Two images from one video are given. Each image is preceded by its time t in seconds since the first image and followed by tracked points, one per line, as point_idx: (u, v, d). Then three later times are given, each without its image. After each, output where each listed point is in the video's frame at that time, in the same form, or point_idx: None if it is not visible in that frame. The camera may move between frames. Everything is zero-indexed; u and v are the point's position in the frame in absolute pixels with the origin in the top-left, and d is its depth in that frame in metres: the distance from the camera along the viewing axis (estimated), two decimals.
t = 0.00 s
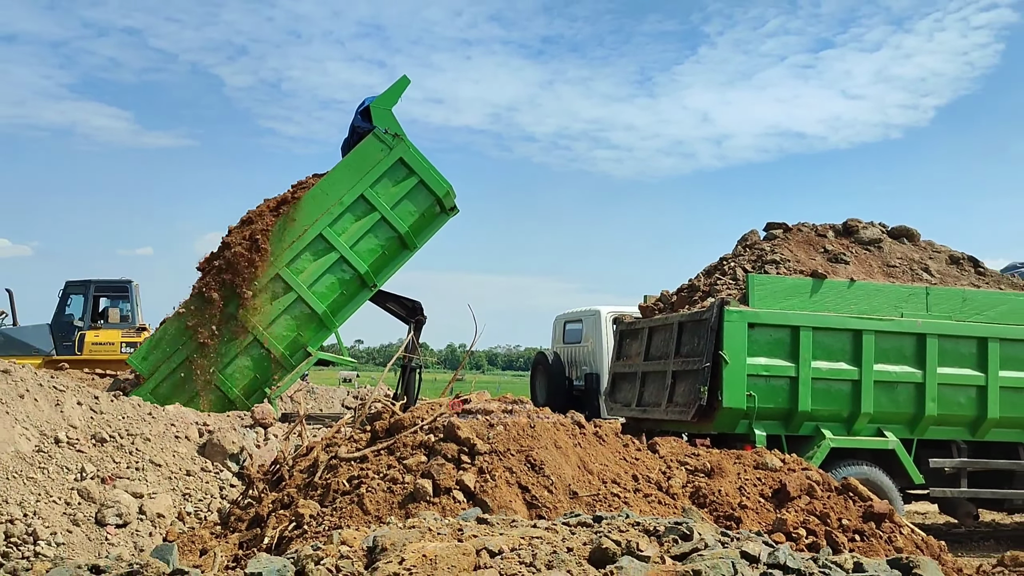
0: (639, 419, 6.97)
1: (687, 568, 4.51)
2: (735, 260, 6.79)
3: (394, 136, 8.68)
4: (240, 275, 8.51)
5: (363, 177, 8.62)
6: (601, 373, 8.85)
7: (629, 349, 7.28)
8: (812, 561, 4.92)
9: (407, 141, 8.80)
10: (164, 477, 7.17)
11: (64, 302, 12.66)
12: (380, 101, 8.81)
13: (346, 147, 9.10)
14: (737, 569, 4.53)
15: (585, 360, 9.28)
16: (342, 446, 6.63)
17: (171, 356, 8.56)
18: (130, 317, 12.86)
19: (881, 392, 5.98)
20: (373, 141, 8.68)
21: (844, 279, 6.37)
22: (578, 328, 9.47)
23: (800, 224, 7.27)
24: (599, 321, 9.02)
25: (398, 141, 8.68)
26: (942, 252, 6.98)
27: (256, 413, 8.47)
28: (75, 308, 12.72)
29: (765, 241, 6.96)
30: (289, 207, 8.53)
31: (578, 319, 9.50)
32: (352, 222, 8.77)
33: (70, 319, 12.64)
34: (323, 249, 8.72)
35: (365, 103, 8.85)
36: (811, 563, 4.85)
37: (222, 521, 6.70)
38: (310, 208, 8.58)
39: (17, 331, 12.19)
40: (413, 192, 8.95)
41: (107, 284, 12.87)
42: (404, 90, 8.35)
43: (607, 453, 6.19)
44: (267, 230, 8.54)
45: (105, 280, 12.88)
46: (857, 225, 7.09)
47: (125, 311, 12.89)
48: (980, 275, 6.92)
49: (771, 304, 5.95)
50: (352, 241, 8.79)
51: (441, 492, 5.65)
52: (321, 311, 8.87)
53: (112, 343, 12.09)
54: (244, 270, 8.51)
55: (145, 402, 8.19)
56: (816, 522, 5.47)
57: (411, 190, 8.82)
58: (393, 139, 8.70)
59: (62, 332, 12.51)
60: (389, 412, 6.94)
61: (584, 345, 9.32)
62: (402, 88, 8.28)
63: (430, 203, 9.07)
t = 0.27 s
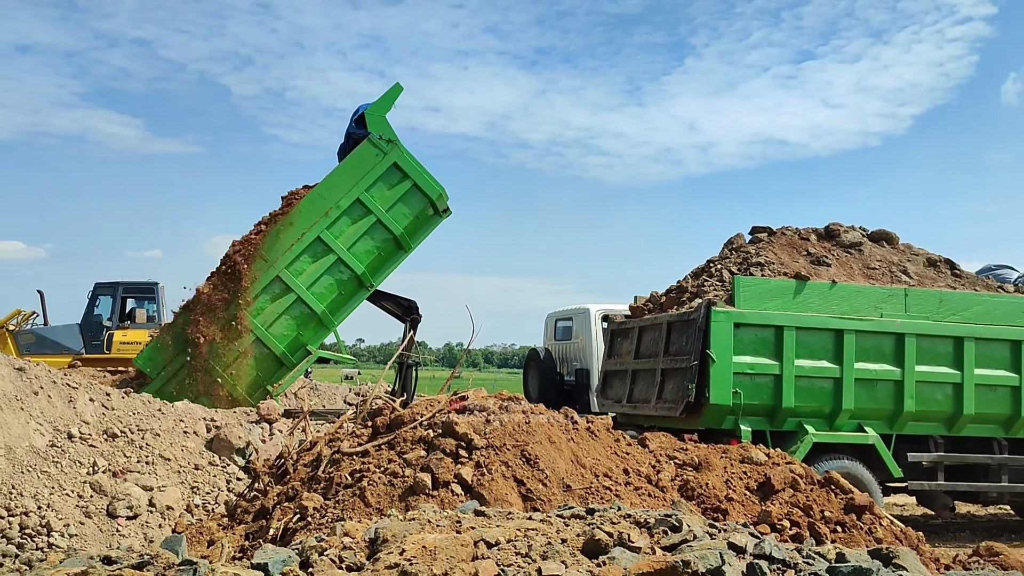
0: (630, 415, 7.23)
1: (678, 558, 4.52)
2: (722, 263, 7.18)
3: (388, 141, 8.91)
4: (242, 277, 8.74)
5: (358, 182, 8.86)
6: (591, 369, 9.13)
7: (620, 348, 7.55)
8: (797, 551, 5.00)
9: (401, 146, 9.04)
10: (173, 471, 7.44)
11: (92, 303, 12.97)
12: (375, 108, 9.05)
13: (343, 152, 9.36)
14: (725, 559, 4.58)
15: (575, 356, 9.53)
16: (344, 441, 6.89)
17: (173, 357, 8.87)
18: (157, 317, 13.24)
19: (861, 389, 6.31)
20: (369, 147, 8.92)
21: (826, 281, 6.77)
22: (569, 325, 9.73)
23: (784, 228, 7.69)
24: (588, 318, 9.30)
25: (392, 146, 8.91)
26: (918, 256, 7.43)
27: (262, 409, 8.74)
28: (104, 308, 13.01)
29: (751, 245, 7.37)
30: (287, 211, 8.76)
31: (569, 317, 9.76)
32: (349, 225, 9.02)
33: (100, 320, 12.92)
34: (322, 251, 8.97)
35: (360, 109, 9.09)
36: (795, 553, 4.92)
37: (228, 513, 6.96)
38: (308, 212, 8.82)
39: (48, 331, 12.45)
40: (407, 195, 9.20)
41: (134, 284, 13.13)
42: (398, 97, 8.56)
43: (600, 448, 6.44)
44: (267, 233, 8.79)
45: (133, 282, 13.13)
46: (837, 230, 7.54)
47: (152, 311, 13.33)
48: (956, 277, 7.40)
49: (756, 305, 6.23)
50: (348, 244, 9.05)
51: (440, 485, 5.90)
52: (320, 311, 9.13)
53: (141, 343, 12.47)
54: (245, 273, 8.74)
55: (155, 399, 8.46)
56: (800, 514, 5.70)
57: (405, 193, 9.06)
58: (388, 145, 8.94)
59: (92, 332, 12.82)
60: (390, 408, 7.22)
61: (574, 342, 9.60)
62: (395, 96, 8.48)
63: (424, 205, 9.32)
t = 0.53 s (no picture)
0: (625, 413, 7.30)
1: (673, 556, 4.51)
2: (715, 262, 7.29)
3: (385, 142, 8.94)
4: (239, 277, 8.76)
5: (355, 182, 8.89)
6: (585, 368, 9.19)
7: (615, 348, 7.61)
8: (790, 549, 5.03)
9: (397, 147, 9.07)
10: (170, 470, 7.48)
11: (106, 303, 13.01)
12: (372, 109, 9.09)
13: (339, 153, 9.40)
14: (719, 557, 4.59)
15: (570, 355, 9.59)
16: (341, 440, 6.93)
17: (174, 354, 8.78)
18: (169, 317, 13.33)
19: (853, 387, 6.38)
20: (365, 148, 8.95)
21: (819, 281, 6.88)
22: (564, 325, 9.78)
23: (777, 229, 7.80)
24: (583, 318, 9.35)
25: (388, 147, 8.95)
26: (911, 255, 7.55)
27: (258, 409, 8.80)
28: (117, 309, 13.05)
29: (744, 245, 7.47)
30: (284, 210, 8.79)
31: (564, 316, 9.82)
32: (345, 226, 9.06)
33: (113, 320, 12.95)
34: (318, 251, 9.01)
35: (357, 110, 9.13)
36: (789, 551, 4.94)
37: (225, 512, 7.00)
38: (305, 212, 8.85)
39: (62, 331, 12.28)
40: (404, 196, 9.24)
41: (146, 284, 13.18)
42: (394, 99, 8.59)
43: (594, 446, 6.48)
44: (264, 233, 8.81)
45: (145, 282, 13.18)
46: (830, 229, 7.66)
47: (164, 311, 13.39)
48: (948, 276, 7.49)
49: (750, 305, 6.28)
50: (345, 244, 9.09)
51: (436, 484, 5.94)
52: (317, 311, 9.17)
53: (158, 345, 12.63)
54: (243, 272, 8.77)
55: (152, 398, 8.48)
56: (793, 512, 5.74)
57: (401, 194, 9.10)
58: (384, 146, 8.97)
59: (106, 332, 12.75)
60: (386, 407, 7.26)
61: (569, 341, 9.64)
62: (392, 96, 8.51)
63: (420, 206, 9.35)
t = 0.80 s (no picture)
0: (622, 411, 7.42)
1: (671, 552, 4.55)
2: (712, 262, 7.43)
3: (387, 143, 9.02)
4: (243, 276, 8.83)
5: (358, 184, 8.97)
6: (585, 367, 9.24)
7: (613, 346, 7.74)
8: (785, 544, 5.11)
9: (399, 148, 9.16)
10: (174, 467, 7.57)
11: (125, 302, 13.04)
12: (374, 110, 9.18)
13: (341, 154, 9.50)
14: (716, 553, 4.65)
15: (568, 354, 9.69)
16: (342, 437, 7.03)
17: (180, 352, 8.74)
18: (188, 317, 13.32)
19: (847, 385, 6.49)
20: (367, 149, 9.04)
21: (814, 280, 7.01)
22: (562, 324, 9.89)
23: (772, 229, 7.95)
24: (581, 317, 9.45)
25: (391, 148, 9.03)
26: (905, 256, 7.69)
27: (260, 406, 8.89)
28: (136, 308, 13.09)
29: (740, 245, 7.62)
30: (288, 210, 8.87)
31: (562, 316, 9.92)
32: (348, 226, 9.14)
33: (132, 319, 13.08)
34: (321, 251, 9.10)
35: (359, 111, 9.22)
36: (784, 547, 5.03)
37: (228, 508, 7.10)
38: (308, 212, 8.93)
39: (83, 331, 12.66)
40: (406, 196, 9.33)
41: (165, 284, 13.17)
42: (396, 100, 8.68)
43: (593, 443, 6.57)
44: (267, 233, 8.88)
45: (163, 281, 13.18)
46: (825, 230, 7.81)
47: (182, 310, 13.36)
48: (941, 277, 7.61)
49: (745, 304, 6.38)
50: (347, 244, 9.18)
51: (436, 480, 6.02)
52: (320, 310, 9.27)
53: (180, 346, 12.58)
54: (247, 272, 8.83)
55: (155, 395, 8.56)
56: (788, 508, 5.82)
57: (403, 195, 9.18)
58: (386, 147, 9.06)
59: (124, 331, 13.04)
60: (387, 405, 7.36)
61: (568, 340, 9.70)
62: (393, 98, 8.59)
63: (421, 206, 9.45)
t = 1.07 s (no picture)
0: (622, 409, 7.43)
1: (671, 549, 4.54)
2: (712, 260, 7.46)
3: (387, 142, 9.01)
4: (243, 275, 8.82)
5: (358, 182, 8.97)
6: (584, 365, 9.26)
7: (613, 345, 7.75)
8: (785, 543, 5.11)
9: (400, 146, 9.15)
10: (173, 465, 7.57)
11: (139, 301, 12.80)
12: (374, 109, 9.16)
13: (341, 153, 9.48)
14: (716, 551, 4.64)
15: (568, 353, 9.69)
16: (342, 435, 7.03)
17: (181, 350, 8.71)
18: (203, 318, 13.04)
19: (847, 383, 6.51)
20: (368, 147, 9.03)
21: (814, 279, 7.03)
22: (562, 323, 9.88)
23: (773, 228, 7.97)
24: (582, 316, 9.44)
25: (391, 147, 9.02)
26: (906, 254, 7.72)
27: (260, 404, 8.90)
28: (149, 307, 12.85)
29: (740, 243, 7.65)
30: (288, 209, 8.86)
31: (562, 315, 9.92)
32: (348, 224, 9.14)
33: (147, 319, 12.85)
34: (321, 249, 9.10)
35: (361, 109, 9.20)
36: (784, 545, 5.03)
37: (228, 506, 7.09)
38: (308, 210, 8.93)
39: (98, 330, 12.55)
40: (406, 195, 9.32)
41: (180, 284, 12.82)
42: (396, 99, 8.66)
43: (593, 442, 6.57)
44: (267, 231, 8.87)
45: (178, 281, 12.93)
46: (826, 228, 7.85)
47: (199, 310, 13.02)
48: (941, 275, 7.60)
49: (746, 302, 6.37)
50: (347, 242, 9.18)
51: (436, 479, 6.01)
52: (320, 308, 9.27)
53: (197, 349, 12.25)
54: (247, 270, 8.82)
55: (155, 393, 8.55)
56: (788, 506, 5.82)
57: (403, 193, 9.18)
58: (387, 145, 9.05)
59: (139, 332, 12.88)
60: (387, 404, 7.36)
61: (568, 339, 9.71)
62: (393, 96, 8.57)
63: (422, 205, 9.44)
